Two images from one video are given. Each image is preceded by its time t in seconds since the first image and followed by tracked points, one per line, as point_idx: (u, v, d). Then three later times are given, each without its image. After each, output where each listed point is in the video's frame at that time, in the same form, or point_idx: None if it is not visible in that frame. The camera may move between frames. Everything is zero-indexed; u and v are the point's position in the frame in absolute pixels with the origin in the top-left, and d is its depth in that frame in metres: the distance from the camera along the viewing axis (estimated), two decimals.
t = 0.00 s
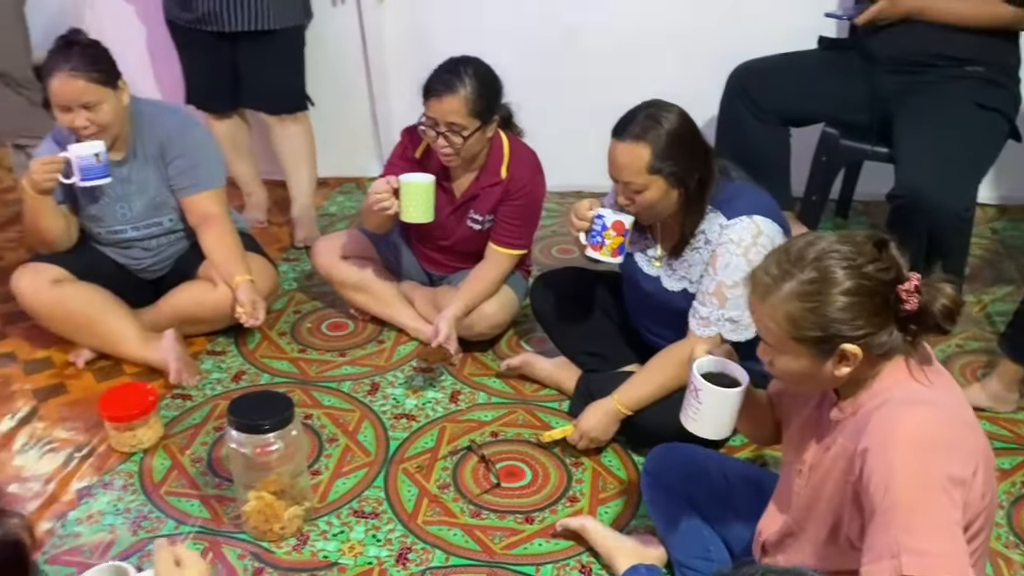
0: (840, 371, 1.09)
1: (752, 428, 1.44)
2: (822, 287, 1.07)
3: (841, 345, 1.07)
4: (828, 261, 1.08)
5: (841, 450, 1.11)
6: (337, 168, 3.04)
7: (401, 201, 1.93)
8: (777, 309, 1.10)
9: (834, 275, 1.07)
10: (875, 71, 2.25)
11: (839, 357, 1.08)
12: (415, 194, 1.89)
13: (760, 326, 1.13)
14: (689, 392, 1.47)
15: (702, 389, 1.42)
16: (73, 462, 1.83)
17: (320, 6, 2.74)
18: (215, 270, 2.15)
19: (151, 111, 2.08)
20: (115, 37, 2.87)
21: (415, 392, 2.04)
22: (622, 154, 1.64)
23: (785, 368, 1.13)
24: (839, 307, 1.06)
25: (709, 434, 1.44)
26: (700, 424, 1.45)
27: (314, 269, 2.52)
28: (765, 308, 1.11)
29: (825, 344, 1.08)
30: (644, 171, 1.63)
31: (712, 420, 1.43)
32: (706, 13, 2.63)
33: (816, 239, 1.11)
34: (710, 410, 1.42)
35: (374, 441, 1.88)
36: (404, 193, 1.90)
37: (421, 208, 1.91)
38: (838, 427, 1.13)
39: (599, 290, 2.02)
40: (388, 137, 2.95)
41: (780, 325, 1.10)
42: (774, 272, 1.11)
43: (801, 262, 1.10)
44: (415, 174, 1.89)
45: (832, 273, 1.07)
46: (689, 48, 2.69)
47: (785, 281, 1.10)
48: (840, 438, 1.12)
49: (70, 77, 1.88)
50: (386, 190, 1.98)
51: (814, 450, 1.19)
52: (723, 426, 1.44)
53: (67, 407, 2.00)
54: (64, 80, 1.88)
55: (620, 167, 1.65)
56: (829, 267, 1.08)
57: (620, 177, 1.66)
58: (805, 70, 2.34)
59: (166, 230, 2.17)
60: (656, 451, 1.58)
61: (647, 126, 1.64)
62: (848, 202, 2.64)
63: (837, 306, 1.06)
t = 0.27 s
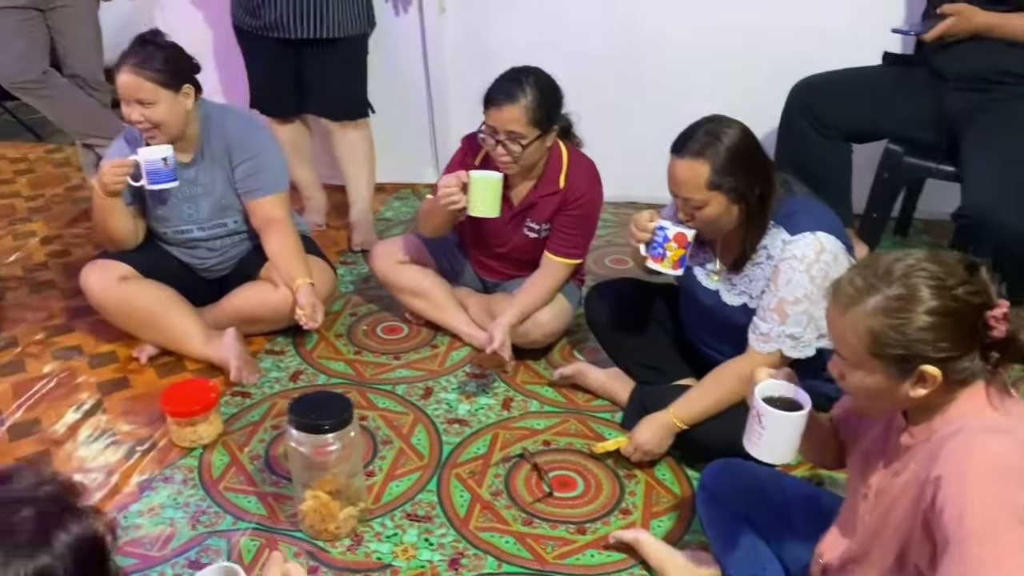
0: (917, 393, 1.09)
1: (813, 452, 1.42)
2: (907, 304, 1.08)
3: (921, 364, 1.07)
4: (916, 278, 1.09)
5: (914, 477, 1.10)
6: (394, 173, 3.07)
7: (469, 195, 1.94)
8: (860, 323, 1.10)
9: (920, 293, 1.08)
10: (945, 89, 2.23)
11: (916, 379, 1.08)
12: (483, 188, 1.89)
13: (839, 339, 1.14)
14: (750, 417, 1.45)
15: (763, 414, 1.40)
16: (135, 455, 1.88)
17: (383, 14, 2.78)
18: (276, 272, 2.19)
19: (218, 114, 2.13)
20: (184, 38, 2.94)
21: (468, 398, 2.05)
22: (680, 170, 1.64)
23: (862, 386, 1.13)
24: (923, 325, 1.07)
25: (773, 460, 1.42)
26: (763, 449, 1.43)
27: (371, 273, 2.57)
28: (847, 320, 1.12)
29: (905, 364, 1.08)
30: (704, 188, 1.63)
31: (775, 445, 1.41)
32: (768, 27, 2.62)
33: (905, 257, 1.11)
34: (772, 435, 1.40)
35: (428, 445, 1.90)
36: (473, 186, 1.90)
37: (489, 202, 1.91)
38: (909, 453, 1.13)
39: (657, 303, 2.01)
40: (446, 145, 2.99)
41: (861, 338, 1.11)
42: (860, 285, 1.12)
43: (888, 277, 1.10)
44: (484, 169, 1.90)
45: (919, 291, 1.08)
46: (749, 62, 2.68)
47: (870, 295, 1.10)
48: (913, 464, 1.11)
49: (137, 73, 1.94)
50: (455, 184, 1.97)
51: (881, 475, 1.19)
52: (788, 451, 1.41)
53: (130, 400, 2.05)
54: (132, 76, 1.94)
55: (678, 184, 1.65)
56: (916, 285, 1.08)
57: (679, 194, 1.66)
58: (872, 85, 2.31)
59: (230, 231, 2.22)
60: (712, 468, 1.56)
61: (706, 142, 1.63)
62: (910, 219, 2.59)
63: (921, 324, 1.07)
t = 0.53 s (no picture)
0: (996, 423, 1.05)
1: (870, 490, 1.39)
2: (992, 330, 1.04)
3: (1004, 394, 1.03)
4: (1000, 305, 1.05)
5: (990, 515, 1.08)
6: (444, 182, 3.10)
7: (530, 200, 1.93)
8: (940, 347, 1.06)
9: (1005, 321, 1.04)
10: (1015, 108, 2.16)
11: (997, 409, 1.04)
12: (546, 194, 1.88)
13: (914, 365, 1.10)
14: (797, 452, 1.38)
15: (810, 448, 1.33)
16: (187, 459, 1.89)
17: (440, 22, 2.82)
18: (329, 279, 2.19)
19: (276, 121, 2.15)
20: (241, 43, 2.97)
21: (518, 411, 2.03)
22: (742, 190, 1.60)
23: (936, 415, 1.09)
24: (1007, 353, 1.03)
25: (821, 496, 1.35)
26: (810, 485, 1.35)
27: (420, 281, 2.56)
28: (927, 344, 1.07)
29: (988, 392, 1.04)
30: (767, 207, 1.59)
31: (826, 480, 1.34)
32: (828, 42, 2.57)
33: (991, 283, 1.08)
34: (821, 470, 1.33)
35: (477, 459, 1.88)
36: (535, 192, 1.89)
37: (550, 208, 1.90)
38: (984, 490, 1.09)
39: (712, 321, 1.99)
40: (496, 154, 2.99)
41: (939, 364, 1.06)
42: (942, 308, 1.08)
43: (973, 302, 1.07)
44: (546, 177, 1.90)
45: (1004, 318, 1.04)
46: (808, 77, 2.63)
47: (953, 318, 1.07)
48: (988, 501, 1.08)
49: (195, 76, 1.96)
50: (518, 189, 1.94)
51: (953, 512, 1.14)
52: (837, 486, 1.34)
53: (182, 403, 2.06)
54: (190, 77, 1.96)
55: (740, 203, 1.61)
56: (1002, 311, 1.05)
57: (741, 213, 1.62)
58: (938, 101, 2.24)
59: (285, 236, 2.24)
60: (767, 493, 1.57)
61: (769, 160, 1.59)
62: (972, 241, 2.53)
63: (1005, 352, 1.03)
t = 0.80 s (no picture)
0: None
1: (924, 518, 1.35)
2: None
3: None
4: None
5: None
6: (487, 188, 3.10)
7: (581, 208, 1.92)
8: (1013, 361, 1.03)
9: None
10: None
11: None
12: (600, 201, 1.87)
13: (982, 378, 1.07)
14: (840, 475, 1.36)
15: (853, 471, 1.31)
16: (231, 459, 1.89)
17: (487, 27, 2.81)
18: (374, 282, 2.19)
19: (326, 124, 2.16)
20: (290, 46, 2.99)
21: (561, 421, 2.01)
22: (798, 204, 1.56)
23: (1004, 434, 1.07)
24: None
25: (863, 520, 1.33)
26: (851, 509, 1.33)
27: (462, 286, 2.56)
28: (1001, 358, 1.05)
29: None
30: (823, 222, 1.55)
31: (867, 505, 1.31)
32: (884, 55, 2.52)
33: None
34: (862, 494, 1.31)
35: (519, 468, 1.87)
36: (586, 201, 1.88)
37: (601, 217, 1.89)
38: None
39: (762, 335, 1.97)
40: (541, 160, 2.98)
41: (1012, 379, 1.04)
42: (1018, 324, 1.06)
43: None
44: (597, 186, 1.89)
45: None
46: (862, 89, 2.58)
47: None
48: None
49: (248, 81, 1.97)
50: (568, 197, 1.94)
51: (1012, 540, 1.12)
52: (880, 511, 1.31)
53: (226, 402, 2.07)
54: (243, 81, 1.97)
55: (796, 217, 1.58)
56: None
57: (797, 226, 1.59)
58: (1000, 115, 2.19)
59: (331, 239, 2.25)
60: (816, 514, 1.52)
61: (825, 175, 1.55)
62: None
63: None
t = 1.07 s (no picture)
0: None
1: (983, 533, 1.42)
2: None
3: None
4: None
5: None
6: (535, 193, 3.09)
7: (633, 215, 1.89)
8: None
9: None
10: None
11: None
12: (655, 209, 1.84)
13: None
14: (925, 482, 1.44)
15: (937, 484, 1.39)
16: (277, 459, 1.89)
17: (539, 30, 2.81)
18: (421, 286, 2.18)
19: (377, 127, 2.16)
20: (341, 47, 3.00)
21: (608, 431, 1.98)
22: (860, 215, 1.52)
23: None
24: None
25: (939, 531, 1.43)
26: (931, 517, 1.43)
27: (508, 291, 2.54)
28: None
29: None
30: (887, 234, 1.50)
31: (947, 518, 1.40)
32: (945, 62, 2.49)
33: None
34: (944, 506, 1.40)
35: (566, 477, 1.84)
36: (640, 207, 1.86)
37: (655, 225, 1.86)
38: None
39: (818, 349, 1.92)
40: (589, 165, 2.97)
41: None
42: None
43: None
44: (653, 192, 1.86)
45: None
46: (920, 97, 2.55)
47: None
48: None
49: (300, 82, 1.97)
50: (621, 204, 1.90)
51: None
52: (957, 525, 1.41)
53: (272, 402, 2.07)
54: (295, 84, 1.97)
55: (857, 229, 1.53)
56: None
57: (859, 238, 1.54)
58: None
59: (379, 242, 2.25)
60: (876, 532, 1.43)
61: (890, 185, 1.50)
62: None
63: None
